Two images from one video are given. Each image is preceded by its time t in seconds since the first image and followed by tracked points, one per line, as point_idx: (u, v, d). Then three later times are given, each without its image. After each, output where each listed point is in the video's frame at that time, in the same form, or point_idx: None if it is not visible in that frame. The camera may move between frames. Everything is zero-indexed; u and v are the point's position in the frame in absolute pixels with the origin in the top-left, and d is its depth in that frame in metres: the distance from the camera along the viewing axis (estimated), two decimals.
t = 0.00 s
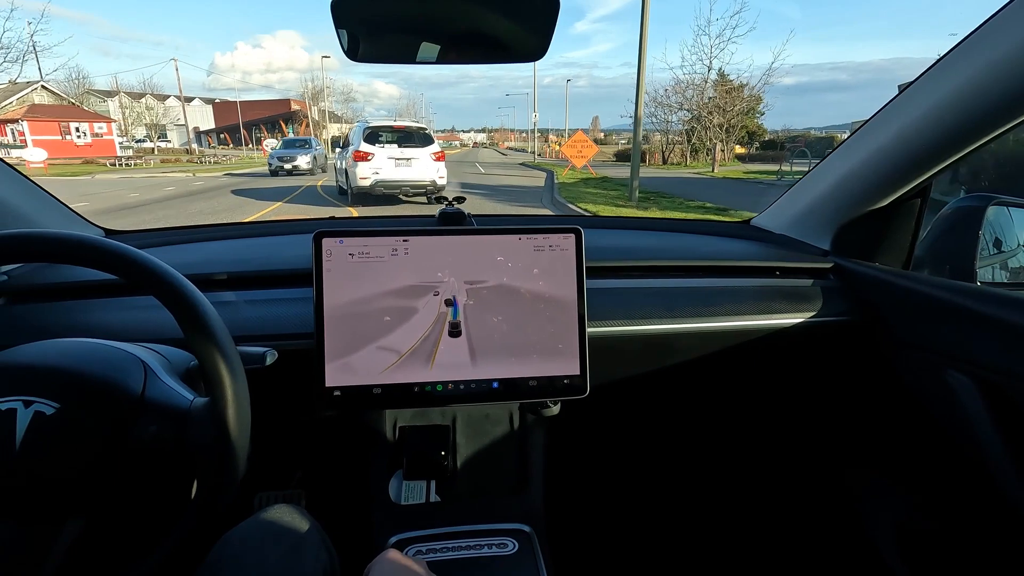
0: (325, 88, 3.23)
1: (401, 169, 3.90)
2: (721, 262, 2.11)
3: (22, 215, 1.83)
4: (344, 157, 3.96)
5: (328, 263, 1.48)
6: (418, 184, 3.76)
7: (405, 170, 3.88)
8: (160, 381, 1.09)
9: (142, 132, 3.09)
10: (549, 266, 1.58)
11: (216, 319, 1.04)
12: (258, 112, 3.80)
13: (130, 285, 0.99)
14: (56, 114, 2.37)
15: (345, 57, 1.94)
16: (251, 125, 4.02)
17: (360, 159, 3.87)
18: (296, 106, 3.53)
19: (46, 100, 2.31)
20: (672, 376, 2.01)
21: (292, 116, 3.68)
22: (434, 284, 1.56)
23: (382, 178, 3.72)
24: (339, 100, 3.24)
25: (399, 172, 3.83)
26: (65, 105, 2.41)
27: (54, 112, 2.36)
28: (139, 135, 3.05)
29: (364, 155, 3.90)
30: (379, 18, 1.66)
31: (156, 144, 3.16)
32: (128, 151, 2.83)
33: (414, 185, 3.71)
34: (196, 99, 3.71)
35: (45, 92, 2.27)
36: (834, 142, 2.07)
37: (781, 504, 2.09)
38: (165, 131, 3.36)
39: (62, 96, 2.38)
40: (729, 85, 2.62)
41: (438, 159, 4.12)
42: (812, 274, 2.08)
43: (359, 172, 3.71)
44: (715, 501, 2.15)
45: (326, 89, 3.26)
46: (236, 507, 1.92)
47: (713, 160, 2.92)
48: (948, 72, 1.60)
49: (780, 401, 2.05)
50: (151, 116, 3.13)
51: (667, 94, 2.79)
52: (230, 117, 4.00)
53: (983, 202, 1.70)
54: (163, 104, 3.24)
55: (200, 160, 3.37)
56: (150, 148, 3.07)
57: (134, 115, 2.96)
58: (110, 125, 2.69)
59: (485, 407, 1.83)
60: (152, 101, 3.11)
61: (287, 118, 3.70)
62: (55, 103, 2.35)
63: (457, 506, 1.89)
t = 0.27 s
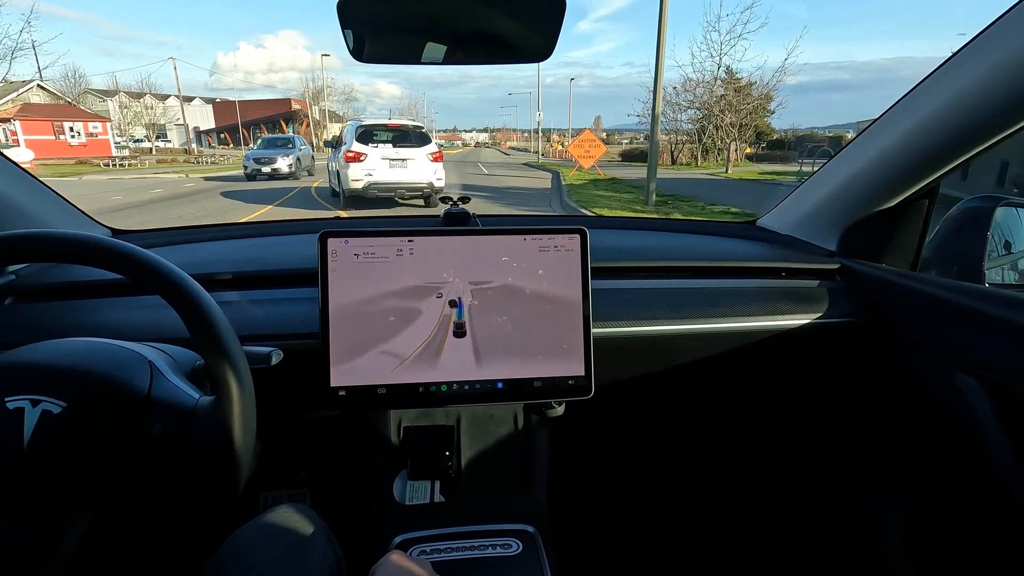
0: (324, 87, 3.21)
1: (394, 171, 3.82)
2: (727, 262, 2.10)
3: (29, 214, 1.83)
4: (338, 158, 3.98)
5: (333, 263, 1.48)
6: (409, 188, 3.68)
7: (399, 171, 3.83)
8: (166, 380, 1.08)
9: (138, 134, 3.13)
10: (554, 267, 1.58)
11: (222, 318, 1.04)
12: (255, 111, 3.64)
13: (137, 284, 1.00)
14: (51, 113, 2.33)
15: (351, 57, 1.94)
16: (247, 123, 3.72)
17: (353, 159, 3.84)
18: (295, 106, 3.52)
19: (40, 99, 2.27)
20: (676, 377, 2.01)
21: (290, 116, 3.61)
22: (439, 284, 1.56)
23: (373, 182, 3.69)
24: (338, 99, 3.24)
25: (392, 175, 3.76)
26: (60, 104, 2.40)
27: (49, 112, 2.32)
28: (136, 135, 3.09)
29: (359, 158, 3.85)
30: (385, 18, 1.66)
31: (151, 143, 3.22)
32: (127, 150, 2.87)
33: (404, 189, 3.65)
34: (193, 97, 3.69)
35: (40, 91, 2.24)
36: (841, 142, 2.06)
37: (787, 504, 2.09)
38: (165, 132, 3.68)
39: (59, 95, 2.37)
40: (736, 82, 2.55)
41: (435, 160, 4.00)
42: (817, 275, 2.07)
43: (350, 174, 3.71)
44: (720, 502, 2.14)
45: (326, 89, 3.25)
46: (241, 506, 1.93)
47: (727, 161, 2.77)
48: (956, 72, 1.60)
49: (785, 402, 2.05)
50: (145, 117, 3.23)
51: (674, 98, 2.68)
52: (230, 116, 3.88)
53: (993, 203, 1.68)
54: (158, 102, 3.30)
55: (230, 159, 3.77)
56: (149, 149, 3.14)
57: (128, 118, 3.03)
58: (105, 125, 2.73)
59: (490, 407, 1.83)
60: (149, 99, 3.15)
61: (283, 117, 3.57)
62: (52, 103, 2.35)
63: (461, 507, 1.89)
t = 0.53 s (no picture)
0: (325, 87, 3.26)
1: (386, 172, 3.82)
2: (729, 262, 2.09)
3: (35, 213, 1.84)
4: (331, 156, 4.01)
5: (335, 262, 1.48)
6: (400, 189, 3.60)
7: (393, 173, 3.80)
8: (168, 377, 1.08)
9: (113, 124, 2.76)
10: (556, 266, 1.58)
11: (223, 316, 1.04)
12: (253, 112, 3.77)
13: (139, 282, 1.00)
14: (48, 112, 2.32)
15: (353, 57, 1.95)
16: (248, 124, 3.72)
17: (344, 160, 3.86)
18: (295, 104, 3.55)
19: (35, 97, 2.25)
20: (678, 377, 2.01)
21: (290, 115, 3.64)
22: (441, 282, 1.56)
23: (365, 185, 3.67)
24: (337, 98, 3.25)
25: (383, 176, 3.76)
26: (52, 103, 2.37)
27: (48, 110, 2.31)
28: (136, 136, 2.93)
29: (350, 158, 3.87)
30: (388, 18, 1.66)
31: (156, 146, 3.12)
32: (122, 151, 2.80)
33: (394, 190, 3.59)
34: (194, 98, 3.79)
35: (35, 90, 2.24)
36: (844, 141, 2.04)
37: (789, 505, 2.09)
38: (165, 130, 3.32)
39: (50, 93, 2.40)
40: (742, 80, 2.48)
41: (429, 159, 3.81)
42: (821, 276, 2.06)
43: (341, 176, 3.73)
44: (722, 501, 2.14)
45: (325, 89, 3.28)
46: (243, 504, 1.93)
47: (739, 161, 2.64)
48: (961, 73, 1.59)
49: (788, 403, 2.05)
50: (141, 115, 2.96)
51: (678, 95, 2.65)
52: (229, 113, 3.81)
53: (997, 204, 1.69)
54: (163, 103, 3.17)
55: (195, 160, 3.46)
56: (146, 149, 2.97)
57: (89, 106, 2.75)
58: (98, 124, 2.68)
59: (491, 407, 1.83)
60: (150, 100, 3.05)
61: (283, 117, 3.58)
62: (45, 100, 2.33)
63: (461, 506, 1.89)
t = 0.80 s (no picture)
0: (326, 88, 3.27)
1: (380, 173, 3.77)
2: (733, 262, 2.09)
3: (40, 211, 1.85)
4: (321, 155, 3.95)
5: (338, 261, 1.48)
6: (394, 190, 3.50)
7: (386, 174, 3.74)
8: (172, 375, 1.09)
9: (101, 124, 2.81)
10: (558, 265, 1.58)
11: (226, 314, 1.05)
12: (253, 111, 3.58)
13: (145, 280, 1.00)
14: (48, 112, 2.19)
15: (357, 56, 1.95)
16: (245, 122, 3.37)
17: (336, 160, 3.77)
18: (295, 105, 3.57)
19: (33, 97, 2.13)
20: (681, 377, 2.01)
21: (290, 116, 3.75)
22: (444, 281, 1.56)
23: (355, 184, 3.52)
24: (337, 97, 3.25)
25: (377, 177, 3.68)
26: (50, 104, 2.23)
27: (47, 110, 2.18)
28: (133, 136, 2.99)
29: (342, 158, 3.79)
30: (391, 17, 1.66)
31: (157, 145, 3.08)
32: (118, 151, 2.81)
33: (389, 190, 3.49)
34: (195, 98, 3.71)
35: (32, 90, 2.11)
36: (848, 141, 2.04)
37: (792, 504, 2.09)
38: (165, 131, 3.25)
39: (49, 93, 2.25)
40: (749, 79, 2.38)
41: (425, 159, 3.75)
42: (824, 275, 2.06)
43: (332, 176, 3.56)
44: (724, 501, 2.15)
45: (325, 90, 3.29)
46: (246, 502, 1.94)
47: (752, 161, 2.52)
48: (965, 72, 1.59)
49: (790, 402, 2.05)
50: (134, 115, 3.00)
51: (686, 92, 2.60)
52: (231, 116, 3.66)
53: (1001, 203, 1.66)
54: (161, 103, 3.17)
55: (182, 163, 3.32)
56: (145, 148, 2.96)
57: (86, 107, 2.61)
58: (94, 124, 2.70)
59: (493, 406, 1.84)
60: (149, 99, 3.10)
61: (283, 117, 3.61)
62: (43, 100, 2.19)
63: (464, 505, 1.89)
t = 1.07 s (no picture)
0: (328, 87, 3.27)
1: (370, 173, 3.87)
2: (736, 261, 2.09)
3: (47, 210, 1.86)
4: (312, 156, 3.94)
5: (341, 260, 1.49)
6: (386, 189, 3.50)
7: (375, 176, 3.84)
8: (176, 373, 1.09)
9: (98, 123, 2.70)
10: (561, 265, 1.58)
11: (230, 313, 1.05)
12: (253, 111, 3.84)
13: (149, 278, 1.01)
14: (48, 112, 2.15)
15: (360, 55, 1.95)
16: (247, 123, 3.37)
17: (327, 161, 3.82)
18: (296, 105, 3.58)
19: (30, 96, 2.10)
20: (684, 377, 2.00)
21: (290, 115, 3.77)
22: (447, 280, 1.56)
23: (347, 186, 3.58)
24: (338, 96, 3.25)
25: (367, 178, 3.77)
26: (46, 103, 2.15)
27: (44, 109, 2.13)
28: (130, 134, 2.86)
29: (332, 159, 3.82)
30: (395, 16, 1.66)
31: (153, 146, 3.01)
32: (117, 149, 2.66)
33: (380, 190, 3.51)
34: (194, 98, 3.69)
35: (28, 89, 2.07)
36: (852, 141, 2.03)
37: (795, 505, 2.09)
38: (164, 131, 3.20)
39: (46, 92, 2.21)
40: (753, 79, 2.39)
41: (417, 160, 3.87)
42: (828, 276, 2.05)
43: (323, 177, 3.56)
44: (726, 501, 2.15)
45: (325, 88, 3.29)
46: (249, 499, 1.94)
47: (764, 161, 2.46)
48: (971, 73, 1.58)
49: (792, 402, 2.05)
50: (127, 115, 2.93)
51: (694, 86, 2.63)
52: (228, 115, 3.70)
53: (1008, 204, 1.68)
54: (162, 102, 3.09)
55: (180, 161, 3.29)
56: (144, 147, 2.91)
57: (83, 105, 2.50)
58: (90, 124, 2.46)
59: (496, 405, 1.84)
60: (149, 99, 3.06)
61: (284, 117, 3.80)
62: (39, 99, 2.14)
63: (466, 504, 1.89)
